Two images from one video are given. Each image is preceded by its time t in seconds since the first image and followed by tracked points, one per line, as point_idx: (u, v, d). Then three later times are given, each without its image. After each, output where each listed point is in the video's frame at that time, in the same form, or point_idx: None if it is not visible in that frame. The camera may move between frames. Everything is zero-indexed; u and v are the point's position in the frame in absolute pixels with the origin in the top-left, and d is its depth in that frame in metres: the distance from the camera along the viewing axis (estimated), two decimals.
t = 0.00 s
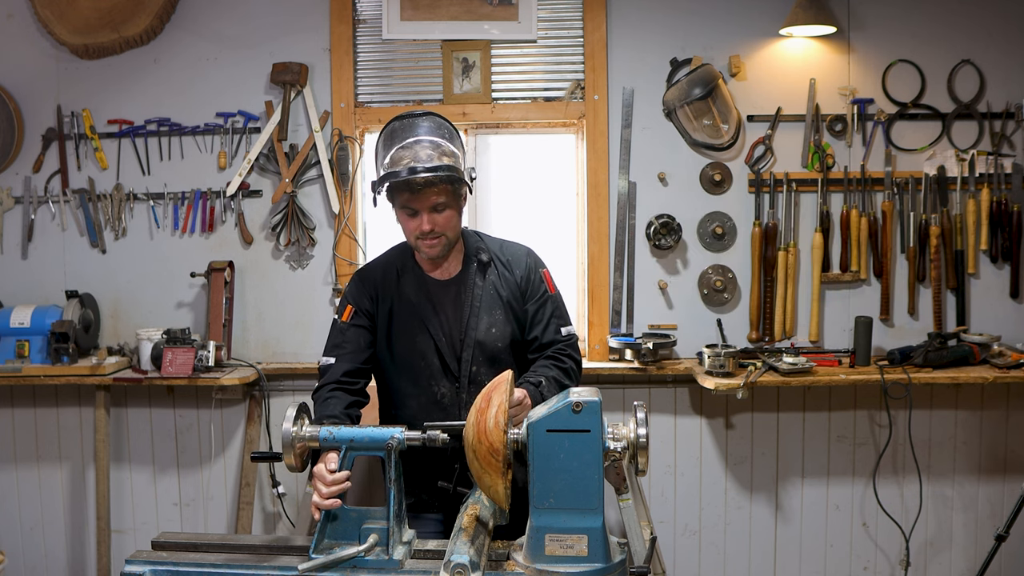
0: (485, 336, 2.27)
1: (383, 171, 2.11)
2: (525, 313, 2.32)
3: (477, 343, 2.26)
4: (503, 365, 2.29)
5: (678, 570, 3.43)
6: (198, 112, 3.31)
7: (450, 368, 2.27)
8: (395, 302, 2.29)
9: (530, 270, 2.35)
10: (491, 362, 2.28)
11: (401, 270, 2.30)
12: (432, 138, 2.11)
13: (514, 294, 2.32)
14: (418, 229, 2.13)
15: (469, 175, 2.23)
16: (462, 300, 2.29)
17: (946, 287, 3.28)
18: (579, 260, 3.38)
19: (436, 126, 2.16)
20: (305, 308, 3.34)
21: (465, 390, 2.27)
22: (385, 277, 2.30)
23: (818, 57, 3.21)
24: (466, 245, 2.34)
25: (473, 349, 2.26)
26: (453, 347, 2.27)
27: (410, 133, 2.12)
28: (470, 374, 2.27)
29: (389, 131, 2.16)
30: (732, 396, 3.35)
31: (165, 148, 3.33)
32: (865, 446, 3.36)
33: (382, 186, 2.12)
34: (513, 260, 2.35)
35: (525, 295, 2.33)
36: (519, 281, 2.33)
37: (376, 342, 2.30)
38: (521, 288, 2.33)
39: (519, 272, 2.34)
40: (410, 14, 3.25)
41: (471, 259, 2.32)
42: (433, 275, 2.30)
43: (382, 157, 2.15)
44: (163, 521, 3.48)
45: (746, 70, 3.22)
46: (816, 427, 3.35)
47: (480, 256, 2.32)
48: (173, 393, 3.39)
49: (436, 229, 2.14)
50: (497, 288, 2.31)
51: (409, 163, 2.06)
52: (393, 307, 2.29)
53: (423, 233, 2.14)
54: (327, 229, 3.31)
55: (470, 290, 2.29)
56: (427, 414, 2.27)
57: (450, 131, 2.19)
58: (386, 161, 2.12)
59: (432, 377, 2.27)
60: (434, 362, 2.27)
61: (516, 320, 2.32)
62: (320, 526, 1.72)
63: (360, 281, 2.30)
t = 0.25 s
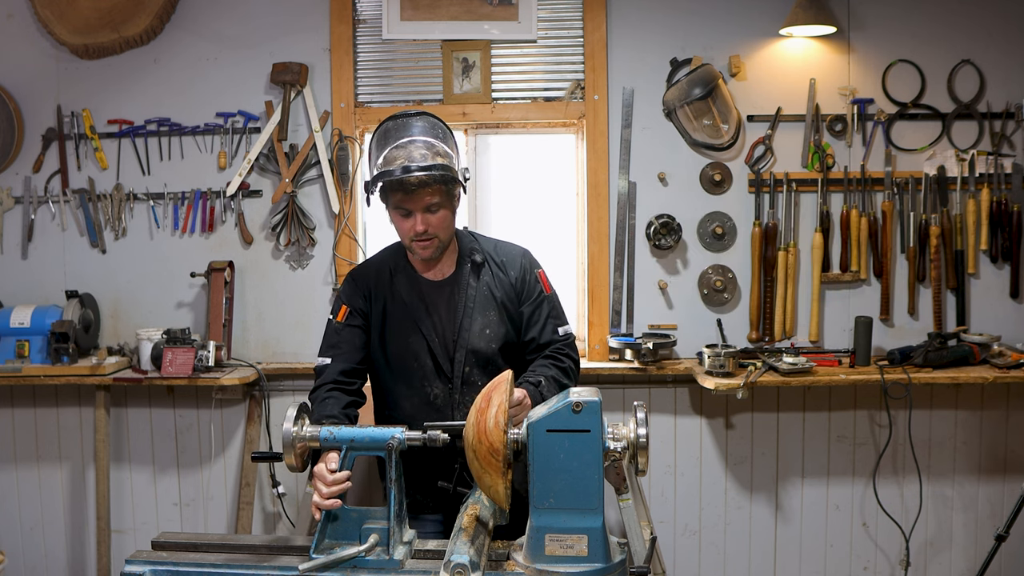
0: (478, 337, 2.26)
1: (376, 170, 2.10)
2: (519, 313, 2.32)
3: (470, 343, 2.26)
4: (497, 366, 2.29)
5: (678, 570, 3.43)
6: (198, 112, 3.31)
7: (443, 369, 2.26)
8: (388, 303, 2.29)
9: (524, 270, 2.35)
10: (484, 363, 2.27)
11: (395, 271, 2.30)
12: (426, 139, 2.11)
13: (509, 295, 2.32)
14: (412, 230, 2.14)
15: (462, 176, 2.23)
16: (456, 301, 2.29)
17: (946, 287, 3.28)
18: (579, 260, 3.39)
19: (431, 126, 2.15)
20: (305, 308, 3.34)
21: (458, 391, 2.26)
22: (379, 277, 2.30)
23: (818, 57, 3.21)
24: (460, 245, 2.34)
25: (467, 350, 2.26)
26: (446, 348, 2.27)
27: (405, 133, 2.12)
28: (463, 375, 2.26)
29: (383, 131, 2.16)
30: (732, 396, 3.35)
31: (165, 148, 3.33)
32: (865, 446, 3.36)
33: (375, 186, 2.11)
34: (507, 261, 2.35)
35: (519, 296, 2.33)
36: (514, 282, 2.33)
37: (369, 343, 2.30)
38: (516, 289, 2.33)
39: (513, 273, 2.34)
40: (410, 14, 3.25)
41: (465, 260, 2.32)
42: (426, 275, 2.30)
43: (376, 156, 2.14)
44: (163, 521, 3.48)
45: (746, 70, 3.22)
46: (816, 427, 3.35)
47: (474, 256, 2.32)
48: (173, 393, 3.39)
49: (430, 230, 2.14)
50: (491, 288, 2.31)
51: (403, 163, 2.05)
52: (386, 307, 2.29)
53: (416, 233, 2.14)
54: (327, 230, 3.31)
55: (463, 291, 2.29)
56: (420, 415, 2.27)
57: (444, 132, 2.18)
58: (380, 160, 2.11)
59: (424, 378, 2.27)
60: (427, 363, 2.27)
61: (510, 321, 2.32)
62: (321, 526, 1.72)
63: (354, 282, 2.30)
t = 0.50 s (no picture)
0: (467, 338, 2.26)
1: (366, 169, 2.10)
2: (510, 313, 2.32)
3: (461, 344, 2.26)
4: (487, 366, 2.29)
5: (678, 570, 3.43)
6: (198, 112, 3.31)
7: (433, 370, 2.26)
8: (378, 303, 2.29)
9: (516, 270, 2.34)
10: (474, 364, 2.27)
11: (385, 271, 2.31)
12: (416, 138, 2.12)
13: (501, 295, 2.32)
14: (403, 229, 2.13)
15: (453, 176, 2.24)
16: (446, 301, 2.29)
17: (946, 287, 3.28)
18: (579, 260, 3.39)
19: (421, 125, 2.16)
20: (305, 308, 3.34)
21: (448, 392, 2.26)
22: (369, 277, 2.30)
23: (818, 57, 3.21)
24: (450, 245, 2.34)
25: (456, 351, 2.26)
26: (436, 349, 2.27)
27: (394, 133, 2.13)
28: (453, 376, 2.26)
29: (373, 131, 2.16)
30: (732, 396, 3.35)
31: (165, 148, 3.33)
32: (865, 446, 3.36)
33: (365, 186, 2.11)
34: (499, 261, 2.35)
35: (510, 296, 2.32)
36: (506, 282, 2.33)
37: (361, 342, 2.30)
38: (507, 289, 2.33)
39: (505, 273, 2.34)
40: (410, 14, 3.25)
41: (455, 260, 2.32)
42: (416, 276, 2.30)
43: (366, 156, 2.14)
44: (163, 521, 3.48)
45: (746, 70, 3.22)
46: (816, 427, 3.35)
47: (465, 257, 2.32)
48: (173, 393, 3.39)
49: (420, 230, 2.14)
50: (481, 289, 2.30)
51: (394, 162, 2.06)
52: (377, 307, 2.29)
53: (406, 232, 2.14)
54: (327, 230, 3.31)
55: (453, 291, 2.29)
56: (413, 416, 2.28)
57: (434, 133, 2.20)
58: (370, 160, 2.12)
59: (414, 379, 2.27)
60: (417, 363, 2.27)
61: (501, 321, 2.31)
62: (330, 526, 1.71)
63: (345, 281, 2.30)
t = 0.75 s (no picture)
0: (468, 337, 2.27)
1: (368, 160, 2.12)
2: (509, 312, 2.33)
3: (461, 343, 2.26)
4: (488, 365, 2.29)
5: (678, 570, 3.43)
6: (198, 112, 3.31)
7: (434, 370, 2.26)
8: (377, 304, 2.29)
9: (513, 269, 2.36)
10: (475, 363, 2.27)
11: (383, 272, 2.31)
12: (416, 129, 2.13)
13: (499, 294, 2.33)
14: (403, 222, 2.13)
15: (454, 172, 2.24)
16: (445, 301, 2.29)
17: (946, 287, 3.28)
18: (579, 260, 3.39)
19: (421, 120, 2.16)
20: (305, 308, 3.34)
21: (449, 392, 2.26)
22: (367, 279, 2.30)
23: (818, 57, 3.21)
24: (449, 245, 2.35)
25: (457, 350, 2.26)
26: (437, 349, 2.26)
27: (395, 121, 2.14)
28: (454, 376, 2.26)
29: (376, 124, 2.16)
30: (732, 396, 3.35)
31: (165, 148, 3.33)
32: (865, 445, 3.36)
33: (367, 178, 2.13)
34: (496, 260, 2.36)
35: (508, 295, 2.34)
36: (503, 281, 2.34)
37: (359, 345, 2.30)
38: (505, 287, 2.34)
39: (503, 272, 2.35)
40: (410, 14, 3.25)
41: (454, 260, 2.33)
42: (416, 276, 2.30)
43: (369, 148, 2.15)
44: (163, 521, 3.48)
45: (746, 70, 3.22)
46: (816, 427, 3.35)
47: (463, 256, 2.33)
48: (173, 393, 3.39)
49: (421, 224, 2.13)
50: (479, 288, 2.31)
51: (395, 152, 2.08)
52: (376, 308, 2.29)
53: (407, 225, 2.13)
54: (327, 230, 3.31)
55: (453, 291, 2.29)
56: (413, 417, 2.27)
57: (435, 123, 2.20)
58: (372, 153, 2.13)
59: (415, 380, 2.26)
60: (418, 364, 2.26)
61: (500, 320, 2.32)
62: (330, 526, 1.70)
63: (341, 285, 2.30)
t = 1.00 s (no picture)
0: (472, 338, 2.28)
1: (381, 152, 2.21)
2: (511, 313, 2.35)
3: (464, 344, 2.27)
4: (491, 366, 2.30)
5: (678, 570, 3.43)
6: (198, 112, 3.31)
7: (438, 371, 2.26)
8: (381, 305, 2.28)
9: (515, 271, 2.38)
10: (479, 364, 2.28)
11: (386, 274, 2.30)
12: (427, 121, 2.27)
13: (500, 295, 2.34)
14: (414, 216, 2.17)
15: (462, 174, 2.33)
16: (450, 301, 2.29)
17: (946, 287, 3.28)
18: (579, 260, 3.39)
19: (437, 118, 2.31)
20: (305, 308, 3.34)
21: (453, 393, 2.26)
22: (371, 282, 2.30)
23: (818, 57, 3.21)
24: (452, 247, 2.36)
25: (462, 351, 2.26)
26: (441, 350, 2.26)
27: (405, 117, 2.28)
28: (458, 377, 2.26)
29: (393, 119, 2.30)
30: (732, 396, 3.35)
31: (165, 148, 3.33)
32: (865, 446, 3.36)
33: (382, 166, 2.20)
34: (499, 262, 2.38)
35: (510, 296, 2.36)
36: (505, 282, 2.36)
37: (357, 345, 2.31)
38: (507, 289, 2.36)
39: (504, 273, 2.37)
40: (410, 14, 3.25)
41: (458, 262, 2.34)
42: (419, 278, 2.31)
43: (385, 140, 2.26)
44: (163, 521, 3.48)
45: (746, 70, 3.22)
46: (816, 427, 3.35)
47: (467, 258, 2.34)
48: (173, 393, 3.39)
49: (431, 219, 2.17)
50: (483, 289, 2.32)
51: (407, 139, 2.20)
52: (379, 310, 2.28)
53: (417, 219, 2.17)
54: (327, 229, 3.31)
55: (457, 293, 2.30)
56: (414, 416, 2.27)
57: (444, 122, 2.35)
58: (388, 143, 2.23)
59: (419, 381, 2.26)
60: (422, 365, 2.26)
61: (502, 322, 2.34)
62: (330, 526, 1.70)
63: (338, 288, 2.28)
